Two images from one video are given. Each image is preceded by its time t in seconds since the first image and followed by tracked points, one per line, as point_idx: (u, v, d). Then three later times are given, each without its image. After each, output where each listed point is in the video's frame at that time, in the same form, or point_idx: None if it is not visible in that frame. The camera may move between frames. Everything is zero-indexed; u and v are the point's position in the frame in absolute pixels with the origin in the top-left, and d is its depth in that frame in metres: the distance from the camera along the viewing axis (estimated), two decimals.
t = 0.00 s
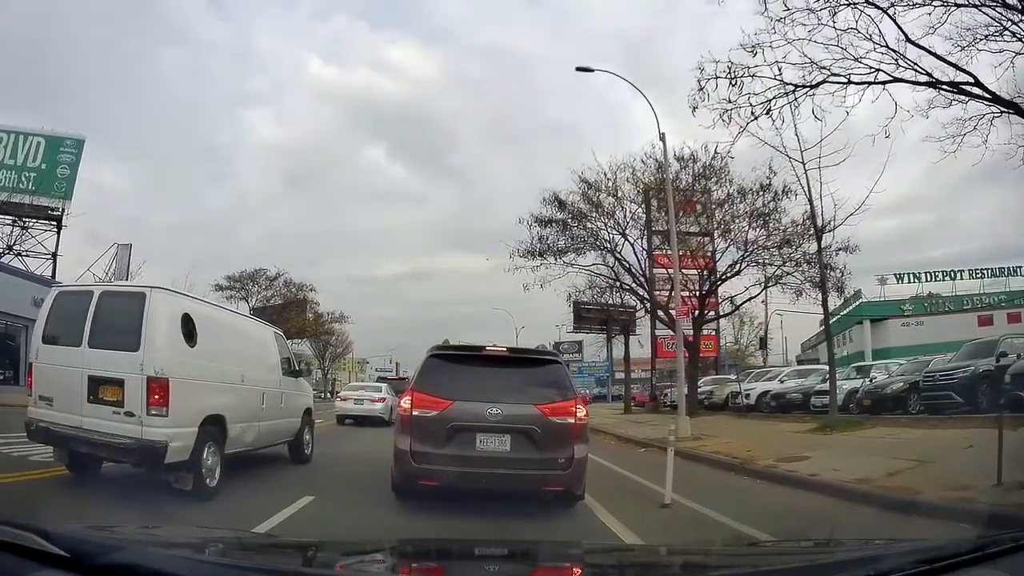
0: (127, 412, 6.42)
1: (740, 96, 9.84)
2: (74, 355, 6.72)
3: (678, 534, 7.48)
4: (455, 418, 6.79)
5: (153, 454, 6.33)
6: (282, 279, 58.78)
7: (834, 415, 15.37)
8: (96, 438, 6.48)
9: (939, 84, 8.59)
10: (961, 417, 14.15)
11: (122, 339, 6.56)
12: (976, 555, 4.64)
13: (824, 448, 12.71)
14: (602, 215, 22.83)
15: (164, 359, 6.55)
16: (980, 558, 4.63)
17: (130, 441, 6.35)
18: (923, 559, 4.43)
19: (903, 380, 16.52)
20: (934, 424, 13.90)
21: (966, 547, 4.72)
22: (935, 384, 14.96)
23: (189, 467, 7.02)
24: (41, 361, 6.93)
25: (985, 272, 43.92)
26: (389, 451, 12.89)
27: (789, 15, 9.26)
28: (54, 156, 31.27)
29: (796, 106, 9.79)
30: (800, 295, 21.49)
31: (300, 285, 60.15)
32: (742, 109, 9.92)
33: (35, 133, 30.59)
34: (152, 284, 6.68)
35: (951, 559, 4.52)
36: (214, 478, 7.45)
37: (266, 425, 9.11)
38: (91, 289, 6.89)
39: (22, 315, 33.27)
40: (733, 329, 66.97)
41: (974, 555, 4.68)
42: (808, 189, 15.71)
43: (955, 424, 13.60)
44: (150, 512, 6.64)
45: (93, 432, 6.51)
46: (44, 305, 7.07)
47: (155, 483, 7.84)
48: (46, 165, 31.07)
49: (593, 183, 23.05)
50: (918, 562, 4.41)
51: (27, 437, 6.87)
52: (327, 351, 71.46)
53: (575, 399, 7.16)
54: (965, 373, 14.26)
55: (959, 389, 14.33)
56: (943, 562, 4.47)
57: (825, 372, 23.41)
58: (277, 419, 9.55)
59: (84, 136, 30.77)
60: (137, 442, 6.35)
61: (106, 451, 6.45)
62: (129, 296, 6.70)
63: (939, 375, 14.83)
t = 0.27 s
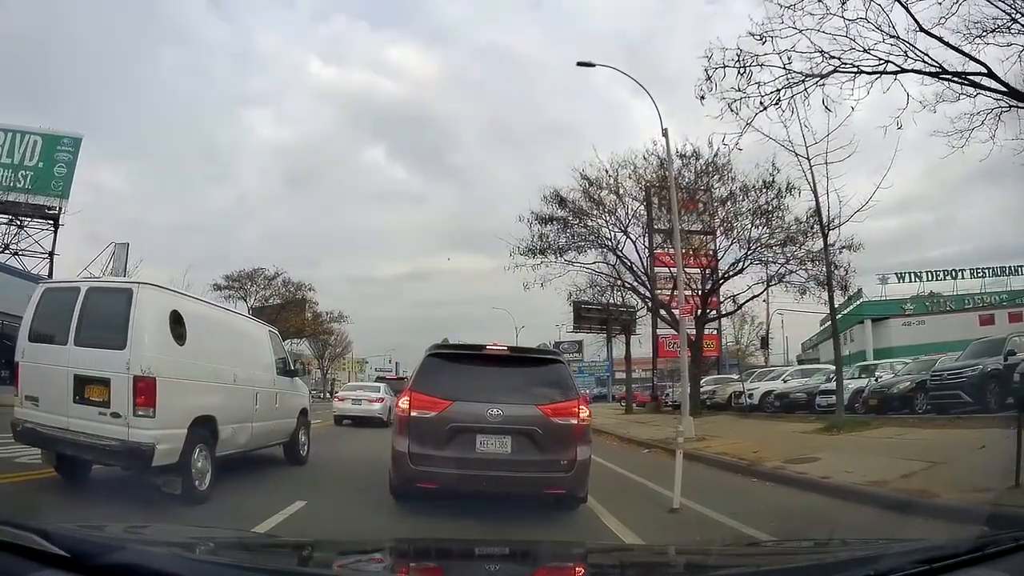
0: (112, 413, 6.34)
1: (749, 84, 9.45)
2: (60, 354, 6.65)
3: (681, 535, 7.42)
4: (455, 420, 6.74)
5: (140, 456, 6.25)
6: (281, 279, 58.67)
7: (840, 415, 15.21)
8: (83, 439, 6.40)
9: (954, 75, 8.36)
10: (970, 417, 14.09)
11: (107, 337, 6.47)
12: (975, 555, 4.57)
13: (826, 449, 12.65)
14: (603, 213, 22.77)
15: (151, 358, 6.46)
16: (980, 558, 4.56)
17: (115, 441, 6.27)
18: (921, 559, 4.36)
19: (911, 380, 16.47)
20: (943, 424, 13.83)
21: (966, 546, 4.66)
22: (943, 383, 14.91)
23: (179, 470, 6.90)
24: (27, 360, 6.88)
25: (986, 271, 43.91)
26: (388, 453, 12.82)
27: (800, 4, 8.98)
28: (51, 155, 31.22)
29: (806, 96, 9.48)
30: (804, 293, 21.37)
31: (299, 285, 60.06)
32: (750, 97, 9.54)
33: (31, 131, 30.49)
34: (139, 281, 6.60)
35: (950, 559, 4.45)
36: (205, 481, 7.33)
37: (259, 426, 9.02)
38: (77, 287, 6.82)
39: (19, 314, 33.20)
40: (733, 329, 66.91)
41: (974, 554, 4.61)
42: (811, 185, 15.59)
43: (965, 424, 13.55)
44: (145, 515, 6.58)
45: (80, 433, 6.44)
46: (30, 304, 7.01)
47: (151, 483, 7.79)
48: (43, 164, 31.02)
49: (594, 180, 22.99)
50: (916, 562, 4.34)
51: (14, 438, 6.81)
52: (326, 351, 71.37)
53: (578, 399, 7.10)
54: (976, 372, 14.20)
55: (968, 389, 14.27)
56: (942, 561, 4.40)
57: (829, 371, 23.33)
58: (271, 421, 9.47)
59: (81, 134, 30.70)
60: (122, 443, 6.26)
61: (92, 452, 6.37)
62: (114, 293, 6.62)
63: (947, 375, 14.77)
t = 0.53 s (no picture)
0: (102, 413, 6.30)
1: (755, 75, 10.16)
2: (50, 353, 6.62)
3: (683, 535, 7.38)
4: (455, 420, 6.70)
5: (132, 457, 6.19)
6: (279, 279, 58.40)
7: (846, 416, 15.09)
8: (72, 440, 6.35)
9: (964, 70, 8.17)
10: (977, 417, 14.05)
11: (99, 335, 6.43)
12: (974, 555, 4.52)
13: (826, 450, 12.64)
14: (605, 211, 22.71)
15: (143, 356, 6.41)
16: (980, 557, 4.52)
17: (105, 442, 6.23)
18: (922, 559, 4.31)
19: (916, 380, 16.43)
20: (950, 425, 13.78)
21: (966, 546, 4.61)
22: (949, 382, 14.87)
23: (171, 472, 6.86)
24: (17, 360, 6.86)
25: (987, 271, 43.90)
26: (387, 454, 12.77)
27: None
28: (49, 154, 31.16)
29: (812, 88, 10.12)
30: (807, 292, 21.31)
31: (298, 285, 59.98)
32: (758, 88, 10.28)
33: (30, 130, 30.44)
34: (131, 277, 6.55)
35: (950, 559, 4.41)
36: (198, 484, 7.28)
37: (255, 427, 8.98)
38: (68, 285, 6.79)
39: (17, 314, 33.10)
40: (734, 329, 66.80)
41: (974, 554, 4.56)
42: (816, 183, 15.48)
43: (971, 424, 13.52)
44: (142, 517, 6.54)
45: (70, 434, 6.39)
46: (20, 304, 6.97)
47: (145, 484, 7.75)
48: (41, 163, 30.96)
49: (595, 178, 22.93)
50: (916, 562, 4.30)
51: (4, 439, 6.76)
52: (325, 351, 71.25)
53: (580, 400, 7.06)
54: (982, 372, 14.15)
55: (975, 388, 14.23)
56: (941, 561, 4.36)
57: (832, 371, 23.28)
58: (267, 421, 9.43)
59: (79, 133, 30.65)
60: (113, 444, 6.22)
61: (81, 454, 6.30)
62: (105, 291, 6.57)
63: (953, 375, 14.73)
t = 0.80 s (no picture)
0: (95, 413, 6.25)
1: (764, 68, 9.25)
2: (43, 351, 6.57)
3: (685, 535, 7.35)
4: (455, 420, 6.66)
5: (127, 459, 6.18)
6: (278, 279, 58.29)
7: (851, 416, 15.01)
8: (65, 440, 6.30)
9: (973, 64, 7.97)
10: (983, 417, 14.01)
11: (92, 333, 6.39)
12: (974, 555, 4.49)
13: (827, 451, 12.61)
14: (606, 210, 22.67)
15: (135, 355, 6.37)
16: (980, 558, 4.48)
17: (98, 442, 6.18)
18: (921, 559, 4.27)
19: (921, 380, 16.39)
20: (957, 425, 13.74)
21: (966, 546, 4.58)
22: (955, 382, 14.84)
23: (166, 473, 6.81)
24: (10, 359, 6.77)
25: (989, 271, 43.85)
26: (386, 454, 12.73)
27: None
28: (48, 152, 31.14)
29: (821, 81, 9.20)
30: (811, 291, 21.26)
31: (298, 284, 59.91)
32: (765, 81, 9.35)
33: (28, 128, 30.45)
34: (125, 275, 6.52)
35: (950, 559, 4.38)
36: (193, 486, 7.25)
37: (252, 427, 8.94)
38: (62, 282, 6.77)
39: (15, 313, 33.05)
40: (735, 329, 66.70)
41: (974, 555, 4.53)
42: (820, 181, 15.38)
43: (977, 425, 13.47)
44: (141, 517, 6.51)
45: (62, 433, 6.34)
46: (13, 302, 6.93)
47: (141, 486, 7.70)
48: (39, 161, 30.94)
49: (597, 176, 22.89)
50: (917, 562, 4.26)
51: None
52: (325, 352, 71.18)
53: (582, 401, 7.02)
54: (988, 372, 14.11)
55: (982, 389, 14.18)
56: (941, 561, 4.33)
57: (835, 371, 23.23)
58: (264, 422, 9.38)
59: (78, 132, 30.63)
60: (106, 444, 6.18)
61: (74, 454, 6.26)
62: (98, 288, 6.54)
63: (959, 374, 14.69)
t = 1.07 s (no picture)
0: (90, 413, 6.22)
1: (769, 61, 9.27)
2: (39, 350, 6.54)
3: (685, 535, 7.33)
4: (455, 420, 6.64)
5: (123, 458, 6.15)
6: (278, 278, 58.23)
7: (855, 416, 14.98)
8: (61, 439, 6.28)
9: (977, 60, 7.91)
10: (989, 417, 13.98)
11: (88, 332, 6.36)
12: (974, 555, 4.46)
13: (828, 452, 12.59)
14: (608, 208, 22.63)
15: (131, 354, 6.34)
16: (980, 558, 4.46)
17: (94, 442, 6.16)
18: (921, 559, 4.25)
19: (925, 379, 16.37)
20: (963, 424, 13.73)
21: (966, 547, 4.55)
22: (961, 381, 14.80)
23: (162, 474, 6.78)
24: (5, 358, 6.73)
25: (990, 271, 43.80)
26: (386, 454, 12.70)
27: None
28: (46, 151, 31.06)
29: (828, 75, 9.32)
30: (813, 291, 21.22)
31: (297, 283, 59.83)
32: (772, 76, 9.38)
33: (27, 127, 30.42)
34: (121, 272, 6.48)
35: (950, 559, 4.35)
36: (190, 487, 7.22)
37: (250, 427, 8.91)
38: (59, 280, 6.74)
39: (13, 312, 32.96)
40: (735, 329, 66.67)
41: (974, 555, 4.49)
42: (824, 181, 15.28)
43: (981, 425, 13.44)
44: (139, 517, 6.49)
45: (58, 434, 6.31)
46: (11, 301, 6.92)
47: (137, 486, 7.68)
48: (39, 160, 30.89)
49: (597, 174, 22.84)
50: (917, 563, 4.23)
51: None
52: (324, 351, 71.13)
53: (584, 400, 7.01)
54: (994, 372, 14.08)
55: (987, 390, 14.14)
56: (942, 561, 4.30)
57: (838, 370, 23.18)
58: (262, 422, 9.35)
59: (77, 130, 30.57)
60: (103, 444, 6.15)
61: (70, 454, 6.23)
62: (95, 286, 6.52)
63: (965, 373, 14.67)
